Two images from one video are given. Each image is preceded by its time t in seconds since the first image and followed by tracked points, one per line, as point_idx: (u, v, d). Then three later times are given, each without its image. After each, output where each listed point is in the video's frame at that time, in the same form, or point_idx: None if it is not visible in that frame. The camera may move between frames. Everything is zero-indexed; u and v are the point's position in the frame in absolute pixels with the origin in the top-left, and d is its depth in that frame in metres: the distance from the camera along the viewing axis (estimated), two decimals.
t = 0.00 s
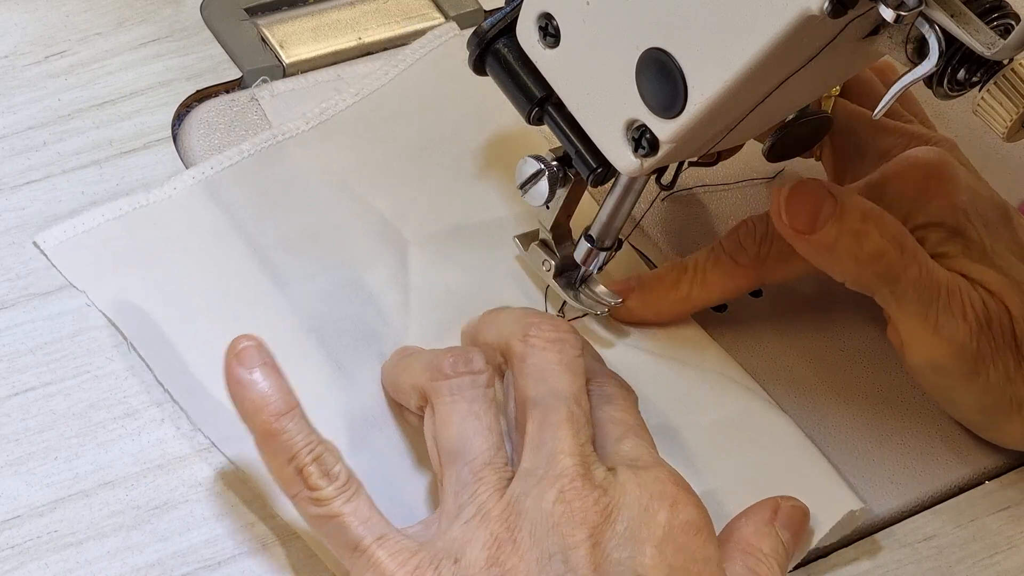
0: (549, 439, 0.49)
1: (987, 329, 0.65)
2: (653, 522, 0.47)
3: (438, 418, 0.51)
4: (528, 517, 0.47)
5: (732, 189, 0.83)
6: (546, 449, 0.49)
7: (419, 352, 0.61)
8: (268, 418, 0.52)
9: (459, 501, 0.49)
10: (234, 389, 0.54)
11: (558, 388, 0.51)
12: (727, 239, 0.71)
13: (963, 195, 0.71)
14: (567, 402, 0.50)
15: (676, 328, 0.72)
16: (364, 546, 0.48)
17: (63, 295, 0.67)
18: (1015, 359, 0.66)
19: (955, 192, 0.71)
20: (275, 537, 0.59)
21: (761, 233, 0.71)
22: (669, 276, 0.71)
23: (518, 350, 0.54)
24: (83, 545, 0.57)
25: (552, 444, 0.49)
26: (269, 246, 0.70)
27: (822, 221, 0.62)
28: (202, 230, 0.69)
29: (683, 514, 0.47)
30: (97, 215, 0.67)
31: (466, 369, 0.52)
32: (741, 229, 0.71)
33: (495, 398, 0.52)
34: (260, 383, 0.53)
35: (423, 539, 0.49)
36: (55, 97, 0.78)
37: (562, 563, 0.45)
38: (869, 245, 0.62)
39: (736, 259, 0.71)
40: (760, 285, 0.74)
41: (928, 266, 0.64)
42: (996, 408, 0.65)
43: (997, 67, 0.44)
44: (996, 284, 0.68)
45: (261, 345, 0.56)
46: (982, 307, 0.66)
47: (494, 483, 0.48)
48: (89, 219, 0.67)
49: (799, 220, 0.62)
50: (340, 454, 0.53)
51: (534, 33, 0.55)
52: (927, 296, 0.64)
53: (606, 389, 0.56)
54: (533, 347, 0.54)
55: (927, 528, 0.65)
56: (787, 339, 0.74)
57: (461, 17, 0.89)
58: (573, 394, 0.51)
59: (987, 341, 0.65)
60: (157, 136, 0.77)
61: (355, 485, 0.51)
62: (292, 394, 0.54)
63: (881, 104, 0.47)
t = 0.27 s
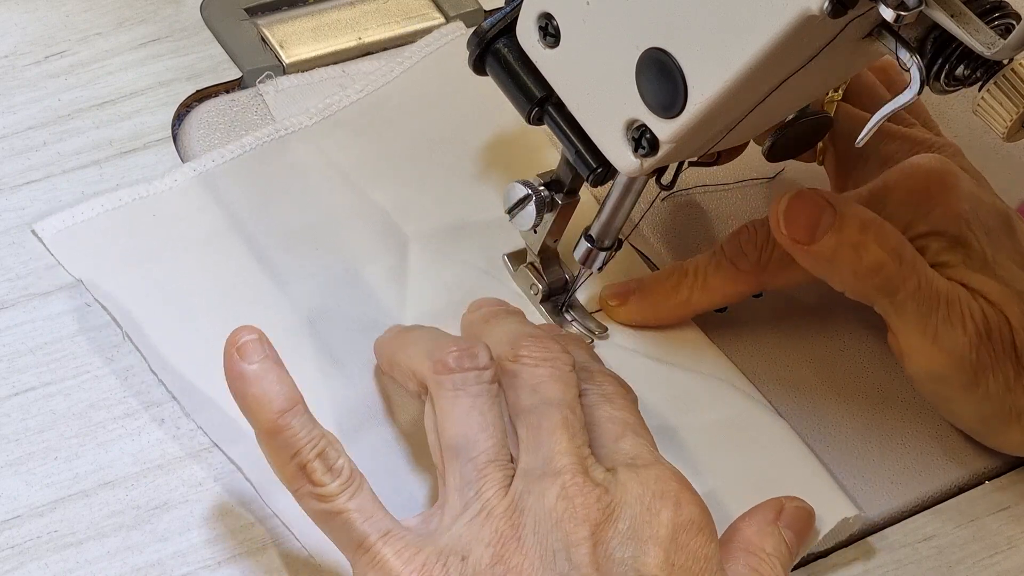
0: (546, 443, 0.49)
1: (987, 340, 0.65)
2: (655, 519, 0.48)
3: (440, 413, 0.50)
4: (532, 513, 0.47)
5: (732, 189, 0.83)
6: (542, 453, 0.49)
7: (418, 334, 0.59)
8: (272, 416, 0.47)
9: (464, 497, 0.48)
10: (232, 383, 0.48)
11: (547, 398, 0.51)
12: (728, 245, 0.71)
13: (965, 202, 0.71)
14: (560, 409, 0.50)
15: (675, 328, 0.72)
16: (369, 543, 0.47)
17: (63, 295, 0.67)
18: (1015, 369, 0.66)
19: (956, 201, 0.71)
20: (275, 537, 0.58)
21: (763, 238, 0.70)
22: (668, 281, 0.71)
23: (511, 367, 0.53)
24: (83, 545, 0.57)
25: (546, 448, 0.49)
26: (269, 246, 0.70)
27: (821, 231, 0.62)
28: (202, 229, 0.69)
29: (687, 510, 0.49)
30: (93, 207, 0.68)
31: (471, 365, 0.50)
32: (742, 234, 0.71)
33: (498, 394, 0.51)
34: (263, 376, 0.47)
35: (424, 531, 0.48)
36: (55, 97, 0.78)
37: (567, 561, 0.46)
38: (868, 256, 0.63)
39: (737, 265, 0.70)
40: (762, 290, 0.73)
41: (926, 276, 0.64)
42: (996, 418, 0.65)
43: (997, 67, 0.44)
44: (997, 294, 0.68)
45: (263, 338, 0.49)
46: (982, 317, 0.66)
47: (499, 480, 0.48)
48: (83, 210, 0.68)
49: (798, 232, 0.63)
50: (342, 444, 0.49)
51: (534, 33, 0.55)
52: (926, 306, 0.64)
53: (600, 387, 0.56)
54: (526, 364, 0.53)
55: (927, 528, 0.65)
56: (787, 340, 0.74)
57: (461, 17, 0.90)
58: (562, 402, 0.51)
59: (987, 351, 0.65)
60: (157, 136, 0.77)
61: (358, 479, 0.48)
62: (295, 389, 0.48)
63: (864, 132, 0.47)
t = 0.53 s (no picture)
0: (543, 441, 0.49)
1: (983, 341, 0.65)
2: (654, 516, 0.47)
3: (438, 416, 0.50)
4: (527, 514, 0.47)
5: (732, 189, 0.83)
6: (539, 451, 0.49)
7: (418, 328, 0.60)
8: (277, 411, 0.47)
9: (461, 499, 0.48)
10: (242, 378, 0.47)
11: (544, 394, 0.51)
12: (725, 244, 0.71)
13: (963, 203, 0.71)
14: (556, 406, 0.51)
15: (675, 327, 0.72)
16: (368, 542, 0.47)
17: (63, 295, 0.67)
18: (1010, 371, 0.66)
19: (954, 202, 0.71)
20: (275, 537, 0.59)
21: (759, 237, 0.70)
22: (663, 279, 0.71)
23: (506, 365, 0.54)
24: (83, 545, 0.57)
25: (543, 446, 0.49)
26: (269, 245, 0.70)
27: (816, 232, 0.62)
28: (201, 229, 0.69)
29: (685, 507, 0.48)
30: (91, 200, 0.68)
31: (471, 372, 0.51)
32: (738, 234, 0.71)
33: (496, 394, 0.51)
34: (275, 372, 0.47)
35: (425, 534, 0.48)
36: (55, 97, 0.78)
37: (565, 558, 0.45)
38: (862, 258, 0.63)
39: (734, 264, 0.70)
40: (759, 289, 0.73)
41: (922, 278, 0.64)
42: (991, 419, 0.65)
43: (997, 67, 0.44)
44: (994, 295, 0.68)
45: (276, 335, 0.49)
46: (978, 318, 0.66)
47: (496, 481, 0.48)
48: (83, 202, 0.68)
49: (793, 233, 0.63)
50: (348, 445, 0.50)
51: (533, 33, 0.55)
52: (921, 308, 0.64)
53: (598, 391, 0.56)
54: (521, 361, 0.54)
55: (927, 528, 0.65)
56: (787, 339, 0.74)
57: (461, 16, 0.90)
58: (561, 397, 0.51)
59: (982, 352, 0.65)
60: (157, 136, 0.77)
61: (361, 479, 0.48)
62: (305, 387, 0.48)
63: (864, 132, 0.47)
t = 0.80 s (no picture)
0: (556, 440, 0.49)
1: (976, 311, 0.65)
2: (670, 515, 0.47)
3: (450, 419, 0.51)
4: (540, 512, 0.46)
5: (731, 188, 0.83)
6: (552, 449, 0.49)
7: (429, 339, 0.61)
8: (299, 408, 0.49)
9: (471, 499, 0.48)
10: (267, 375, 0.51)
11: (557, 391, 0.51)
12: (720, 226, 0.72)
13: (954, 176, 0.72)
14: (571, 403, 0.51)
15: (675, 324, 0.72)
16: (382, 540, 0.48)
17: (63, 295, 0.67)
18: (1003, 341, 0.66)
19: (945, 173, 0.71)
20: (277, 536, 0.59)
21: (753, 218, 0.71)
22: (661, 266, 0.71)
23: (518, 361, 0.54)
24: (83, 545, 0.57)
25: (556, 444, 0.49)
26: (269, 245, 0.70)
27: (812, 198, 0.62)
28: (201, 229, 0.69)
29: (701, 506, 0.47)
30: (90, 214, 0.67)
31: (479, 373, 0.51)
32: (732, 217, 0.72)
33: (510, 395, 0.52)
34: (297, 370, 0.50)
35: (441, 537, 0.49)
36: (55, 97, 0.78)
37: (578, 555, 0.45)
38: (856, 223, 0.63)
39: (730, 245, 0.71)
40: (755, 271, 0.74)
41: (915, 247, 0.65)
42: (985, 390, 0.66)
43: (997, 67, 0.44)
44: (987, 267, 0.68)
45: (301, 331, 0.52)
46: (971, 288, 0.66)
47: (507, 480, 0.48)
48: (83, 217, 0.67)
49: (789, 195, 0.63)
50: (367, 444, 0.51)
51: (534, 33, 0.55)
52: (915, 277, 0.65)
53: (608, 392, 0.56)
54: (534, 356, 0.54)
55: (927, 528, 0.65)
56: (786, 337, 0.74)
57: (464, 16, 0.89)
58: (574, 393, 0.51)
59: (975, 322, 0.65)
60: (157, 136, 0.77)
61: (380, 477, 0.50)
62: (327, 383, 0.51)
63: (864, 131, 0.47)
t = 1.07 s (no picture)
0: (579, 436, 0.49)
1: (958, 297, 0.65)
2: (688, 516, 0.46)
3: (466, 415, 0.51)
4: (558, 508, 0.46)
5: (732, 188, 0.83)
6: (572, 446, 0.48)
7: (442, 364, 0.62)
8: (310, 403, 0.49)
9: (487, 494, 0.48)
10: (277, 370, 0.50)
11: (577, 386, 0.51)
12: (711, 217, 0.72)
13: (941, 165, 0.72)
14: (593, 398, 0.51)
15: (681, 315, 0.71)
16: (396, 534, 0.48)
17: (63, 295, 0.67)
18: (987, 329, 0.66)
19: (933, 161, 0.72)
20: (279, 536, 0.59)
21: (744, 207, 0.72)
22: (652, 257, 0.71)
23: (538, 357, 0.55)
24: (83, 545, 0.57)
25: (576, 442, 0.48)
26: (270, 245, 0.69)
27: (792, 183, 0.64)
28: (202, 229, 0.69)
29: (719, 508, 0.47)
30: (93, 270, 0.65)
31: (489, 366, 0.52)
32: (723, 207, 0.73)
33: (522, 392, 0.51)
34: (308, 366, 0.49)
35: (455, 532, 0.49)
36: (55, 97, 0.78)
37: (594, 554, 0.44)
38: (836, 208, 0.64)
39: (721, 235, 0.71)
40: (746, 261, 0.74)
41: (896, 233, 0.65)
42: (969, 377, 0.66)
43: (997, 67, 0.44)
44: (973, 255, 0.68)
45: (310, 327, 0.51)
46: (953, 274, 0.66)
47: (522, 476, 0.48)
48: (86, 274, 0.65)
49: (769, 181, 0.64)
50: (377, 439, 0.51)
51: (533, 33, 0.55)
52: (895, 263, 0.65)
53: (625, 397, 0.56)
54: (554, 353, 0.54)
55: (927, 528, 0.65)
56: (784, 334, 0.74)
57: (461, 17, 0.90)
58: (595, 390, 0.51)
59: (956, 308, 0.65)
60: (157, 136, 0.77)
61: (393, 472, 0.50)
62: (336, 379, 0.50)
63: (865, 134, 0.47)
